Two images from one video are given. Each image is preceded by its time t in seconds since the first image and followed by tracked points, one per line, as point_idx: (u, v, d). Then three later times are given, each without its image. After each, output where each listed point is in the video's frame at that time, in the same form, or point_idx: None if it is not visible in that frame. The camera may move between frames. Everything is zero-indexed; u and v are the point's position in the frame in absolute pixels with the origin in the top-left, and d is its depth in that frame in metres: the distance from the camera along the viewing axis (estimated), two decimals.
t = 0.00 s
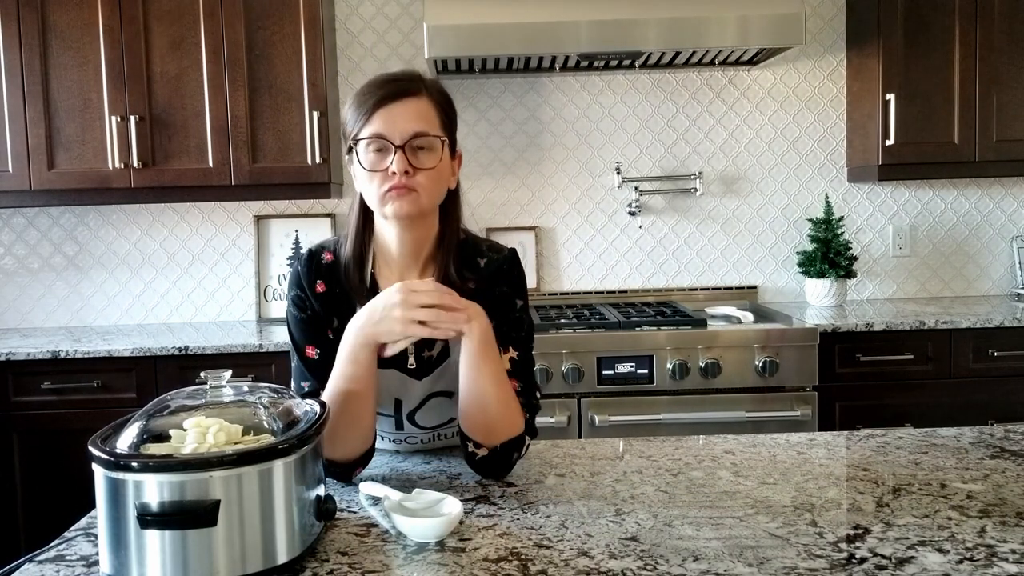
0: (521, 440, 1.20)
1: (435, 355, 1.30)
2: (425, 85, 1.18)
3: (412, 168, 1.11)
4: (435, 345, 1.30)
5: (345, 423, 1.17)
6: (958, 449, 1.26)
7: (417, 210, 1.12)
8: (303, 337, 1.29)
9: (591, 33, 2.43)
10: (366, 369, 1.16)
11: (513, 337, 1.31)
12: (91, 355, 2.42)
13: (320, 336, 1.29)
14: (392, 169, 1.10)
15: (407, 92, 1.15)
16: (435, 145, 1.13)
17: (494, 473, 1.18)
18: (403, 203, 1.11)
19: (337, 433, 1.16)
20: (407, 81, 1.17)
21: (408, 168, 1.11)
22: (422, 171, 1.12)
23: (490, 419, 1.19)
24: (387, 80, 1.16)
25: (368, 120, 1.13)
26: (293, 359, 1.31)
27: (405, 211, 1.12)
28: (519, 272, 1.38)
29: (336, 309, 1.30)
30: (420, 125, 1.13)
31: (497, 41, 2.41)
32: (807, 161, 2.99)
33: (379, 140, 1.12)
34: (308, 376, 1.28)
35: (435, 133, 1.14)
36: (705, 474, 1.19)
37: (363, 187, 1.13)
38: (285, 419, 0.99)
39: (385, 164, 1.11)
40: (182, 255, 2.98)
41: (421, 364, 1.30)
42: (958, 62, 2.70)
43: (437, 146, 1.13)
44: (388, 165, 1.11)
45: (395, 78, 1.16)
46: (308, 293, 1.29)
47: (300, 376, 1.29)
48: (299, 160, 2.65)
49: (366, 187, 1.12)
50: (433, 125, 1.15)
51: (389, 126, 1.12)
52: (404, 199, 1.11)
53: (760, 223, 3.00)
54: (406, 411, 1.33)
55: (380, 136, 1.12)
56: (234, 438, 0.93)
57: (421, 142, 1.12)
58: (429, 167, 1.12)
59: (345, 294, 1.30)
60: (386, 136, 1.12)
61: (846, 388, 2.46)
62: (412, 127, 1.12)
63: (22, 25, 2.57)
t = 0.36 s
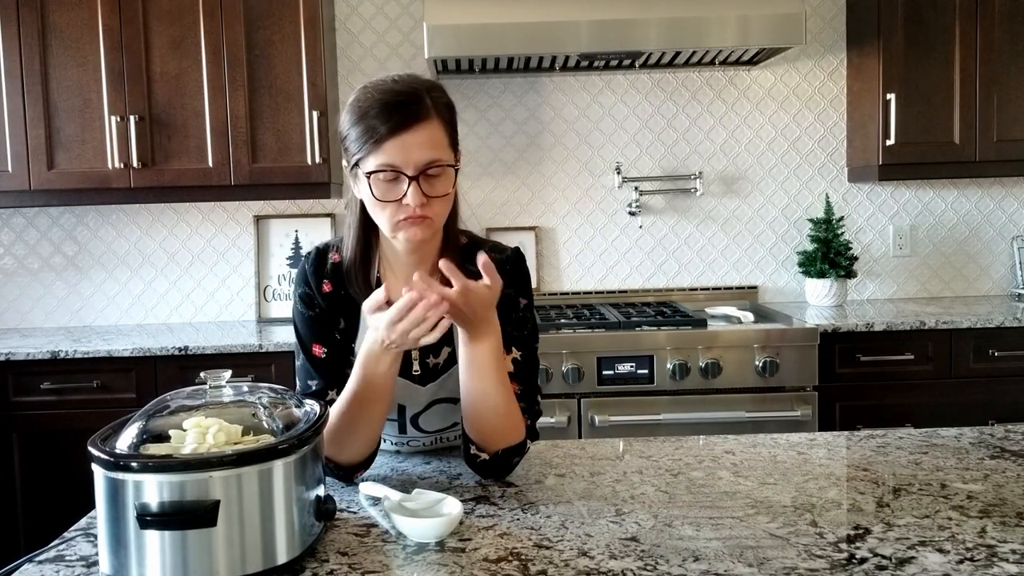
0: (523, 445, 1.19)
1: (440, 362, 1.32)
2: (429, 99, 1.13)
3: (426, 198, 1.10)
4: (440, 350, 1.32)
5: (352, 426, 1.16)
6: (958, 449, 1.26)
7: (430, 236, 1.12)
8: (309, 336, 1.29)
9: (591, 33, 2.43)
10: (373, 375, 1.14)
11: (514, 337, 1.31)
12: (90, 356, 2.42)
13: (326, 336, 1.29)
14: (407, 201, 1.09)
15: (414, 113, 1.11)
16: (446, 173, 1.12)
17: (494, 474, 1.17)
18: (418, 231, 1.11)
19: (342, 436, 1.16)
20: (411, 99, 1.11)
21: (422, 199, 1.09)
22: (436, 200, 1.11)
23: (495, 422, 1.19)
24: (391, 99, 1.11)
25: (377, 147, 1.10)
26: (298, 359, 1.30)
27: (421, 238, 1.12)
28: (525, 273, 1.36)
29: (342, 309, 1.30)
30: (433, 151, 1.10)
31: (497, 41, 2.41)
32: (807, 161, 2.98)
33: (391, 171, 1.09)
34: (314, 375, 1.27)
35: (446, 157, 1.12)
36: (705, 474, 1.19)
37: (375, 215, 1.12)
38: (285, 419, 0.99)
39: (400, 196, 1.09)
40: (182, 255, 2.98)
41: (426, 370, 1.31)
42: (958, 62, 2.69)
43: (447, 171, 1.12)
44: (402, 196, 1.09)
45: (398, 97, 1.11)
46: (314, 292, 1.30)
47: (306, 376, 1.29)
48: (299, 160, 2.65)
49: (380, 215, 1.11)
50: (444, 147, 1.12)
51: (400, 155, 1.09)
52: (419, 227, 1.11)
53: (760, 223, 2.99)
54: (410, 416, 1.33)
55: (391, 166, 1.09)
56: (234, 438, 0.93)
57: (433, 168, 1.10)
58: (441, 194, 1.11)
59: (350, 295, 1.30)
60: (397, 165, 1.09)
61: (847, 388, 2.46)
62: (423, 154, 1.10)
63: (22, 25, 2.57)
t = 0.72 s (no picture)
0: (523, 444, 1.19)
1: (439, 363, 1.32)
2: (429, 100, 1.14)
3: (422, 199, 1.10)
4: (439, 350, 1.32)
5: (347, 422, 1.17)
6: (958, 449, 1.26)
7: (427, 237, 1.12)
8: (307, 337, 1.29)
9: (591, 33, 2.43)
10: (359, 370, 1.16)
11: (514, 337, 1.30)
12: (90, 356, 2.42)
13: (324, 336, 1.29)
14: (402, 201, 1.09)
15: (413, 114, 1.11)
16: (444, 174, 1.12)
17: (494, 474, 1.17)
18: (414, 232, 1.11)
19: (338, 434, 1.17)
20: (410, 100, 1.11)
21: (418, 199, 1.09)
22: (432, 201, 1.11)
23: (495, 423, 1.19)
24: (391, 99, 1.11)
25: (374, 147, 1.10)
26: (297, 359, 1.30)
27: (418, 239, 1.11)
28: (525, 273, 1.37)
29: (340, 310, 1.30)
30: (430, 152, 1.10)
31: (497, 41, 2.41)
32: (807, 161, 2.98)
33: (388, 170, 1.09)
34: (312, 376, 1.27)
35: (444, 157, 1.12)
36: (705, 474, 1.19)
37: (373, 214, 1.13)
38: (285, 419, 0.99)
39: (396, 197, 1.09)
40: (182, 255, 2.98)
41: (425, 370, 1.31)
42: (958, 62, 2.69)
43: (445, 173, 1.12)
44: (399, 196, 1.09)
45: (398, 97, 1.11)
46: (313, 293, 1.30)
47: (304, 376, 1.28)
48: (299, 160, 2.65)
49: (376, 214, 1.11)
50: (442, 148, 1.12)
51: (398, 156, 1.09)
52: (416, 227, 1.10)
53: (760, 223, 2.99)
54: (411, 417, 1.33)
55: (387, 165, 1.09)
56: (234, 438, 0.93)
57: (430, 170, 1.10)
58: (438, 195, 1.11)
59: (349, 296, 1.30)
60: (394, 165, 1.09)
61: (847, 388, 2.46)
62: (420, 155, 1.10)
63: (22, 25, 2.57)
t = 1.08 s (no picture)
0: (519, 442, 1.19)
1: (438, 361, 1.32)
2: (430, 98, 1.13)
3: (416, 196, 1.10)
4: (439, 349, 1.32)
5: (343, 427, 1.16)
6: (958, 449, 1.26)
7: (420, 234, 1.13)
8: (307, 336, 1.28)
9: (591, 33, 2.43)
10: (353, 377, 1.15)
11: (513, 337, 1.31)
12: (90, 356, 2.42)
13: (323, 336, 1.29)
14: (396, 197, 1.10)
15: (412, 110, 1.11)
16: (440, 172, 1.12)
17: (493, 474, 1.17)
18: (407, 228, 1.11)
19: (335, 439, 1.16)
20: (411, 97, 1.12)
21: (412, 196, 1.10)
22: (426, 198, 1.11)
23: (487, 423, 1.19)
24: (391, 95, 1.11)
25: (372, 141, 1.10)
26: (296, 358, 1.30)
27: (410, 235, 1.12)
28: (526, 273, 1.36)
29: (340, 309, 1.30)
30: (427, 149, 1.10)
31: (497, 41, 2.41)
32: (807, 161, 2.98)
33: (383, 165, 1.09)
34: (311, 375, 1.27)
35: (441, 156, 1.12)
36: (705, 474, 1.18)
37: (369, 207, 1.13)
38: (284, 419, 0.99)
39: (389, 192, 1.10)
40: (181, 255, 2.98)
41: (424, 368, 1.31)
42: (958, 62, 2.69)
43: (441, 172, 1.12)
44: (392, 192, 1.10)
45: (399, 94, 1.12)
46: (312, 293, 1.29)
47: (303, 375, 1.28)
48: (299, 160, 2.65)
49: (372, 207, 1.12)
50: (440, 146, 1.12)
51: (395, 151, 1.09)
52: (409, 224, 1.11)
53: (760, 223, 2.99)
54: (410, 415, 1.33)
55: (383, 160, 1.10)
56: (234, 438, 0.93)
57: (425, 167, 1.10)
58: (433, 193, 1.11)
59: (349, 295, 1.30)
60: (390, 160, 1.09)
61: (847, 388, 2.46)
62: (416, 152, 1.10)
63: (22, 25, 2.57)
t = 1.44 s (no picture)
0: (519, 442, 1.19)
1: (438, 361, 1.32)
2: (432, 97, 1.14)
3: (417, 194, 1.10)
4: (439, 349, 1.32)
5: (345, 430, 1.16)
6: (958, 449, 1.26)
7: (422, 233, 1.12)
8: (307, 336, 1.28)
9: (591, 33, 2.43)
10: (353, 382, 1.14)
11: (513, 337, 1.31)
12: (90, 356, 2.42)
13: (324, 336, 1.29)
14: (397, 194, 1.09)
15: (414, 108, 1.11)
16: (442, 170, 1.12)
17: (493, 474, 1.17)
18: (408, 226, 1.11)
19: (335, 440, 1.16)
20: (413, 96, 1.12)
21: (412, 194, 1.10)
22: (427, 197, 1.11)
23: (484, 424, 1.18)
24: (394, 93, 1.12)
25: (374, 139, 1.10)
26: (297, 359, 1.30)
27: (411, 234, 1.12)
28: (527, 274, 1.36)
29: (341, 309, 1.30)
30: (428, 147, 1.10)
31: (497, 40, 2.41)
32: (807, 161, 2.98)
33: (384, 163, 1.10)
34: (311, 374, 1.27)
35: (442, 154, 1.12)
36: (705, 474, 1.19)
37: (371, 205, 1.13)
38: (285, 419, 0.99)
39: (390, 190, 1.10)
40: (181, 255, 2.98)
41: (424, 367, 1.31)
42: (958, 62, 2.69)
43: (441, 171, 1.11)
44: (394, 189, 1.10)
45: (401, 93, 1.12)
46: (313, 292, 1.29)
47: (303, 375, 1.28)
48: (299, 160, 2.65)
49: (373, 206, 1.12)
50: (442, 145, 1.12)
51: (396, 149, 1.09)
52: (410, 223, 1.10)
53: (760, 223, 2.99)
54: (410, 415, 1.33)
55: (384, 158, 1.10)
56: (234, 438, 0.93)
57: (426, 166, 1.10)
58: (434, 191, 1.11)
59: (350, 294, 1.30)
60: (392, 158, 1.10)
61: (847, 388, 2.46)
62: (417, 150, 1.10)
63: (22, 25, 2.57)
